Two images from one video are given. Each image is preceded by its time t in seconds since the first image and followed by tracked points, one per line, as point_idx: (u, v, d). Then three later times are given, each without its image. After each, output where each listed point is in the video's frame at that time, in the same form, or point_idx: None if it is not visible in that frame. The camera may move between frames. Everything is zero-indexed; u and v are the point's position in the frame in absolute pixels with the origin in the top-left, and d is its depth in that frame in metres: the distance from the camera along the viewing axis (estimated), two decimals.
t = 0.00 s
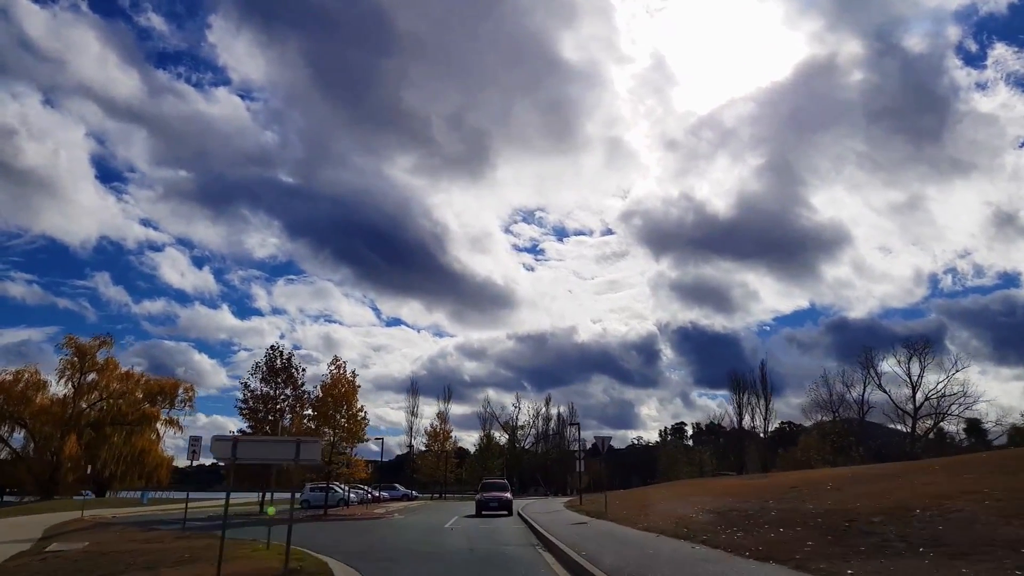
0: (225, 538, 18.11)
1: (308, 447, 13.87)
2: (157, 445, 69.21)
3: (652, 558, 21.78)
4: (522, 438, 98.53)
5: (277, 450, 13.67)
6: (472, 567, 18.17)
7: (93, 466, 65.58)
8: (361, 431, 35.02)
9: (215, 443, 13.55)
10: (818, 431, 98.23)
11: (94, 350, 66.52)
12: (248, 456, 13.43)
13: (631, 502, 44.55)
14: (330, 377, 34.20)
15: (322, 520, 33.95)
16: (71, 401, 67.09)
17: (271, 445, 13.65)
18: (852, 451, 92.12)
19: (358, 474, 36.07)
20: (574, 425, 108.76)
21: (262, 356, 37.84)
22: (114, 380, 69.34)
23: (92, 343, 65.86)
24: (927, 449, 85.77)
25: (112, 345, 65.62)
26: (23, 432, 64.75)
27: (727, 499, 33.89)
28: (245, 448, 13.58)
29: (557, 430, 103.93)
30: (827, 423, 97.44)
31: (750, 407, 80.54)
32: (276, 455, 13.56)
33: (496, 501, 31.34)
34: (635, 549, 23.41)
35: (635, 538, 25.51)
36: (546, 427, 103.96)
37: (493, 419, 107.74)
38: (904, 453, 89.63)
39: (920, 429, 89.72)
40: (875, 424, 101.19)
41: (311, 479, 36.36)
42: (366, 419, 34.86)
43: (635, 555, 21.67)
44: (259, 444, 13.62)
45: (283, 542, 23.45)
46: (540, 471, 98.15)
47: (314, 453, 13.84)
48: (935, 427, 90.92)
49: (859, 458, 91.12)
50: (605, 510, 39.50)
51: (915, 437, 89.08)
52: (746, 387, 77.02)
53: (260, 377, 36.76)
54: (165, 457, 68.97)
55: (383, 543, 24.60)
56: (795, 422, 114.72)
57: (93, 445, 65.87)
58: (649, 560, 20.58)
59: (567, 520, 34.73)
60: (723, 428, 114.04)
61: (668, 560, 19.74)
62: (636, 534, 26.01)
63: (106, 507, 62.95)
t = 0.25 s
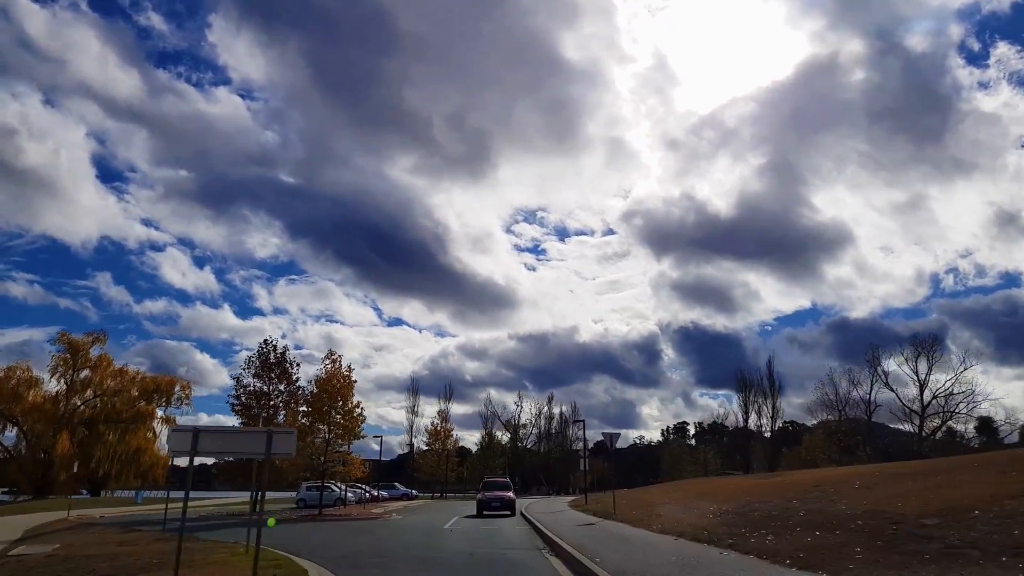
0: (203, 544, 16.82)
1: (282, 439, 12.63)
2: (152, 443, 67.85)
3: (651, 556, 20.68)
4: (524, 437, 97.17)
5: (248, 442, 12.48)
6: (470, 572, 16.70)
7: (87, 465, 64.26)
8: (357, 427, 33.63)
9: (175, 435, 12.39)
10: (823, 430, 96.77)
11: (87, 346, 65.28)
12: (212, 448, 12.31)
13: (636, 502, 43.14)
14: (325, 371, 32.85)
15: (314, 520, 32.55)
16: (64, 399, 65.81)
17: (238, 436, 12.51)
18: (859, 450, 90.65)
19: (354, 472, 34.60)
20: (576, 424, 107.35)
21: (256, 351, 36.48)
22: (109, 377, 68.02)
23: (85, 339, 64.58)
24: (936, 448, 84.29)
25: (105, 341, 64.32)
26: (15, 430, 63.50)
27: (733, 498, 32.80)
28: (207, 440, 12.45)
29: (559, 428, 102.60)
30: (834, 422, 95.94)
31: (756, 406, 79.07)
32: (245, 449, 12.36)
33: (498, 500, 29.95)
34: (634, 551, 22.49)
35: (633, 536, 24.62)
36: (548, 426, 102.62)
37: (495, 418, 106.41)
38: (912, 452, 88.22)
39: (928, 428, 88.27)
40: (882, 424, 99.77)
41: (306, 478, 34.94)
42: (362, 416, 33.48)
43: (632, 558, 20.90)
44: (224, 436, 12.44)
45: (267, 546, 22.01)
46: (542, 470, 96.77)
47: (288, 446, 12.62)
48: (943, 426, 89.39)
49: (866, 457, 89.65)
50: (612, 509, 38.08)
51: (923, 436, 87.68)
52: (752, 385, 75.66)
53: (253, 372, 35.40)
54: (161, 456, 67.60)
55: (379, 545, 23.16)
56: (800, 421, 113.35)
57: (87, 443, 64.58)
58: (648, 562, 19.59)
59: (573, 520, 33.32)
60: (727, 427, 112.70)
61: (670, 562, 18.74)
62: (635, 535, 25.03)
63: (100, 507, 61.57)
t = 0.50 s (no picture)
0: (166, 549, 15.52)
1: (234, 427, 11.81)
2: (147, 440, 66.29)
3: (656, 556, 18.89)
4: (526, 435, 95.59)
5: (196, 429, 11.57)
6: None
7: (77, 461, 62.32)
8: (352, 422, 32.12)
9: (109, 420, 11.38)
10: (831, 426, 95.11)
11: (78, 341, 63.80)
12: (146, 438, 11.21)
13: (643, 500, 41.51)
14: (318, 363, 31.31)
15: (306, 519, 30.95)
16: (55, 395, 64.31)
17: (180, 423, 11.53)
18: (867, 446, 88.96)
19: (348, 470, 32.97)
20: (579, 420, 105.73)
21: (246, 342, 34.86)
22: (101, 373, 66.39)
23: (76, 334, 63.07)
24: (946, 444, 82.58)
25: (97, 336, 62.79)
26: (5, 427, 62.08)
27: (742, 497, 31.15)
28: (142, 428, 11.25)
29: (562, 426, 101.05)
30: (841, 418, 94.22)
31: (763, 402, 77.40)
32: (190, 440, 11.42)
33: (500, 499, 28.36)
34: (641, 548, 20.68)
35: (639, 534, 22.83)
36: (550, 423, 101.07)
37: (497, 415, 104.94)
38: (922, 449, 86.52)
39: (938, 424, 86.57)
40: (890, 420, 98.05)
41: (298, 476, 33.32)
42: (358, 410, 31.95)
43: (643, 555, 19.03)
44: (168, 422, 11.46)
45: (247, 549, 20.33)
46: (545, 468, 95.23)
47: (243, 436, 11.75)
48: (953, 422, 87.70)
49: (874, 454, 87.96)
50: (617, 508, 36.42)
51: (933, 432, 85.96)
52: (759, 380, 73.98)
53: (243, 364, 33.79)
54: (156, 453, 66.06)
55: (371, 549, 21.43)
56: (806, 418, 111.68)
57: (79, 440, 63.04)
58: (657, 560, 17.81)
59: (577, 520, 31.69)
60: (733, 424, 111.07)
61: (683, 560, 16.92)
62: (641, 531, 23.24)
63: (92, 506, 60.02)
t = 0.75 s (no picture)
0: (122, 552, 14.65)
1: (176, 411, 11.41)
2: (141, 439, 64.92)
3: (665, 558, 17.59)
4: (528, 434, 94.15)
5: (132, 411, 11.12)
6: None
7: (68, 460, 60.74)
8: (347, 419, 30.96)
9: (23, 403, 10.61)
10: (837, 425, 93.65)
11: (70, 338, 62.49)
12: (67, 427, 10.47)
13: (649, 500, 40.04)
14: (311, 357, 30.19)
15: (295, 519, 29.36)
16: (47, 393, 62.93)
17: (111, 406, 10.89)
18: (874, 446, 87.48)
19: (343, 468, 31.63)
20: (582, 420, 104.28)
21: (238, 337, 33.88)
22: (94, 370, 64.93)
23: (68, 331, 61.72)
24: (956, 443, 81.08)
25: (89, 333, 61.47)
26: None
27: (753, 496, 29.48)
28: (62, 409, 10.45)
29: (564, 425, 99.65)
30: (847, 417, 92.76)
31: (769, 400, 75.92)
32: (128, 427, 10.91)
33: (503, 500, 26.96)
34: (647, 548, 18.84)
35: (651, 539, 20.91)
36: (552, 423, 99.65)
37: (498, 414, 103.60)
38: (930, 448, 85.05)
39: (946, 423, 85.12)
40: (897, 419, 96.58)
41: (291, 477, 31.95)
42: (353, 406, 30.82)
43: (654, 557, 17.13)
44: (100, 407, 10.77)
45: (224, 560, 18.77)
46: (547, 468, 93.85)
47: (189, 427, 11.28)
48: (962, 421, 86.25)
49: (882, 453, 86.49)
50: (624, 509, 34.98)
51: (942, 431, 84.48)
52: (765, 378, 72.49)
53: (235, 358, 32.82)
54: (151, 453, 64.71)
55: (364, 555, 20.00)
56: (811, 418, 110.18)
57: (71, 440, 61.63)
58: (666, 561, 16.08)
59: (583, 520, 30.26)
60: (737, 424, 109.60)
61: (703, 562, 15.15)
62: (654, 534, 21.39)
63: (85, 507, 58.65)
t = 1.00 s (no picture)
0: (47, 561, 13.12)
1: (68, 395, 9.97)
2: (135, 440, 63.24)
3: (682, 556, 16.07)
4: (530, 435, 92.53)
5: (8, 394, 9.75)
6: None
7: (61, 462, 59.11)
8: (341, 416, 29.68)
9: None
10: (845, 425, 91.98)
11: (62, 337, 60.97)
12: None
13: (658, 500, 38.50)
14: (303, 351, 28.95)
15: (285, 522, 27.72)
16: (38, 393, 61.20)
17: None
18: (883, 445, 85.81)
19: (337, 469, 30.15)
20: (584, 420, 102.65)
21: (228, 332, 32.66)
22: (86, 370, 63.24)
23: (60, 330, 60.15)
24: (967, 443, 79.40)
25: (82, 331, 59.92)
26: None
27: (770, 495, 27.90)
28: None
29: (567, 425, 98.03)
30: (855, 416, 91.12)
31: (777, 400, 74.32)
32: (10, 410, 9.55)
33: (506, 502, 25.43)
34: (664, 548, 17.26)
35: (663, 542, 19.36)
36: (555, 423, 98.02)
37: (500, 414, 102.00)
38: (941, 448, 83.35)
39: (957, 422, 83.44)
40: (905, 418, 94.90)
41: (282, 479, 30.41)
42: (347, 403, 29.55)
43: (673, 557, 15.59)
44: None
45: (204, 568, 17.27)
46: (550, 468, 92.25)
47: (76, 406, 9.85)
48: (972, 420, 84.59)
49: (891, 452, 84.81)
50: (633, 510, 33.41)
51: (953, 430, 82.80)
52: (773, 377, 70.87)
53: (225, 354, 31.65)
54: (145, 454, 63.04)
55: (355, 563, 18.44)
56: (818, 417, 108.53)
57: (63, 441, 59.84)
58: (688, 560, 14.49)
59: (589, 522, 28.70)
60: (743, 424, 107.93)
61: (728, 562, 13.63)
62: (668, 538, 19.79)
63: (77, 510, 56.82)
